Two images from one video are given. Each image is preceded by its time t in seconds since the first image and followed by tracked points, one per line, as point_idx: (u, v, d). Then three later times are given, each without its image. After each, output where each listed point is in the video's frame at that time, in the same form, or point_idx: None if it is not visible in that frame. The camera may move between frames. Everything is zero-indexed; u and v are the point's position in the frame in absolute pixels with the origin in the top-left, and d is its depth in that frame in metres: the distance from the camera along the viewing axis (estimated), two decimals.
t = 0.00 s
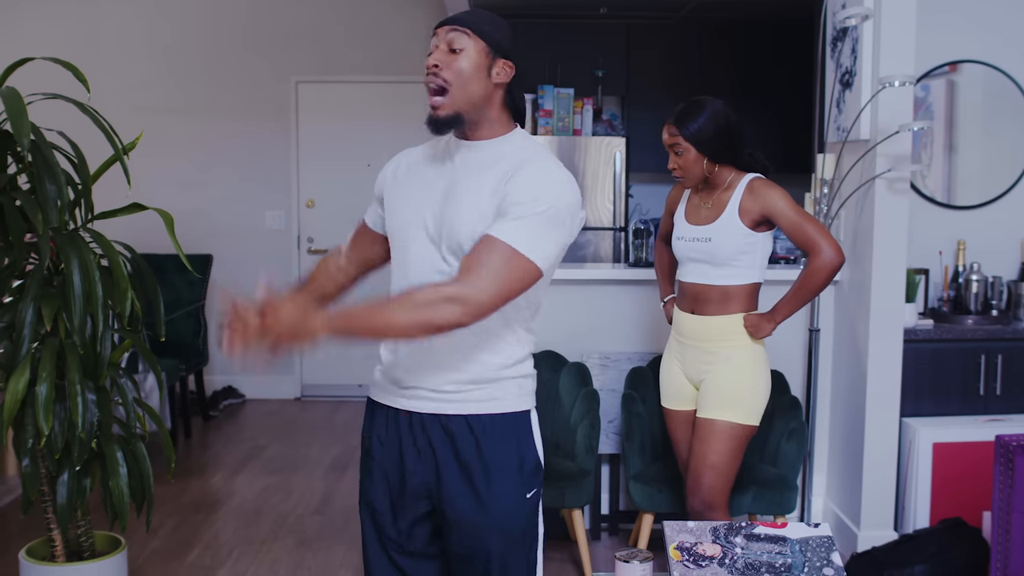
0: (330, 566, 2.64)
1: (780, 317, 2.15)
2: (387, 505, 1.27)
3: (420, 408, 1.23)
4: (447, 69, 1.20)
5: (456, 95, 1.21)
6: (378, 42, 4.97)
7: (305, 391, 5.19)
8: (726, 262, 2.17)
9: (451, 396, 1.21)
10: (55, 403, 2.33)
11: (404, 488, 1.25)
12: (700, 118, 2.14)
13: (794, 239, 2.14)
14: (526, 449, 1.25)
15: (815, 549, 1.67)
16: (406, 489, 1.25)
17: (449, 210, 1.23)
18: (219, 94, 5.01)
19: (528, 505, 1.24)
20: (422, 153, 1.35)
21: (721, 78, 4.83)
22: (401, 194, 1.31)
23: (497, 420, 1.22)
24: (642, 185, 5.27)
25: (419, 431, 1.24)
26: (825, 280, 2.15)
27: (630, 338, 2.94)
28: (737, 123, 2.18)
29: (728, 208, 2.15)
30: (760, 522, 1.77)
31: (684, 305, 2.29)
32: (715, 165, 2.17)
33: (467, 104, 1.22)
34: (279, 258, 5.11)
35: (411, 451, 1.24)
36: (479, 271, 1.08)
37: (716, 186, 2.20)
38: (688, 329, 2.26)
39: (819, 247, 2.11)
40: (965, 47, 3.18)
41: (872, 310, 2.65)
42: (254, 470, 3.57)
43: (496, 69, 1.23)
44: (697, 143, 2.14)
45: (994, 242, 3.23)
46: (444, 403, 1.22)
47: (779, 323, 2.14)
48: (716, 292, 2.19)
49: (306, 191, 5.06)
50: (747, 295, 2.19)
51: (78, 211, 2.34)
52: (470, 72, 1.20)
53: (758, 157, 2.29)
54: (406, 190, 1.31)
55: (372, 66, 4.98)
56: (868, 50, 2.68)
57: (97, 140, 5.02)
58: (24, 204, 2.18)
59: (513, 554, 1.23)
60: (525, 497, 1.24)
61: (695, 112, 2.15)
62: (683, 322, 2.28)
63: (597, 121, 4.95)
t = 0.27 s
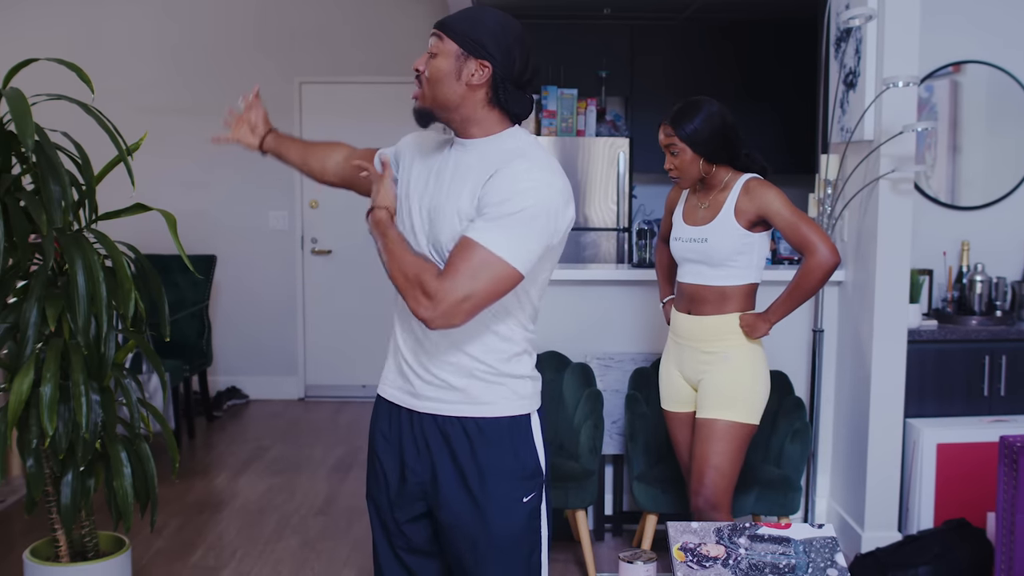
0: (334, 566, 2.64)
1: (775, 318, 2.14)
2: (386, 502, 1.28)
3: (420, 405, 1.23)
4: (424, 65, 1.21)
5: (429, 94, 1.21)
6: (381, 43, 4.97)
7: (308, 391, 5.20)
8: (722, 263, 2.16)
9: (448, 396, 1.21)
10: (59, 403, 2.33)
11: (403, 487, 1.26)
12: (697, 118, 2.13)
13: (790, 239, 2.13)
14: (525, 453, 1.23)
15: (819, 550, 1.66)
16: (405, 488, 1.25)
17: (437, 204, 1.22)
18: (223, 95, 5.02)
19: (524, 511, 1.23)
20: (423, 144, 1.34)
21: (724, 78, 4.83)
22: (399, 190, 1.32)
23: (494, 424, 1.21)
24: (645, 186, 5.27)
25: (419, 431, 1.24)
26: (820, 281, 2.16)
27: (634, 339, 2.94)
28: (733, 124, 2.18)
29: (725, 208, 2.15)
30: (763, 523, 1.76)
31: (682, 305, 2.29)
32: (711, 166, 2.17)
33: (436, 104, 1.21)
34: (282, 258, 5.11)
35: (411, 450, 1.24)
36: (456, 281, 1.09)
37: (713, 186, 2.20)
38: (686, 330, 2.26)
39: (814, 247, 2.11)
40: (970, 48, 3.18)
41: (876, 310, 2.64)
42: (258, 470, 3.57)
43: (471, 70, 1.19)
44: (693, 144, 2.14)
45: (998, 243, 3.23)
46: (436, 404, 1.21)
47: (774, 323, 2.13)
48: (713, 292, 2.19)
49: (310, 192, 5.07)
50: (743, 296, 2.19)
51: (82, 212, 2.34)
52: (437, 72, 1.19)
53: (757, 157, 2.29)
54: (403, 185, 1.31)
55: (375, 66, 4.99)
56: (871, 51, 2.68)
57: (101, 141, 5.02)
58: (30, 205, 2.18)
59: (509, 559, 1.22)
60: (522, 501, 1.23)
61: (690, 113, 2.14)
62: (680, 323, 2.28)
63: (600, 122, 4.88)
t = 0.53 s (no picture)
0: (337, 566, 2.64)
1: (776, 319, 2.13)
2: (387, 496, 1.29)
3: (416, 404, 1.23)
4: (431, 71, 1.21)
5: (436, 98, 1.22)
6: (384, 43, 4.97)
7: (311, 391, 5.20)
8: (722, 264, 2.16)
9: (443, 397, 1.21)
10: (63, 404, 2.33)
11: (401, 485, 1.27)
12: (697, 117, 2.13)
13: (792, 241, 2.13)
14: (519, 454, 1.22)
15: (822, 551, 1.66)
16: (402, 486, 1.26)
17: (441, 215, 1.22)
18: (225, 96, 5.02)
19: (518, 511, 1.22)
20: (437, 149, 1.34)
21: (726, 78, 4.83)
22: (411, 196, 1.32)
23: (490, 425, 1.20)
24: (648, 186, 5.27)
25: (416, 429, 1.24)
26: (823, 281, 2.14)
27: (636, 340, 2.94)
28: (735, 124, 2.18)
29: (725, 209, 2.14)
30: (766, 524, 1.77)
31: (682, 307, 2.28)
32: (711, 165, 2.17)
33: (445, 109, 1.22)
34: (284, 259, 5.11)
35: (408, 447, 1.25)
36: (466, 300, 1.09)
37: (713, 186, 2.20)
38: (686, 333, 2.25)
39: (815, 248, 2.10)
40: (973, 48, 3.17)
41: (878, 311, 2.64)
42: (261, 471, 3.58)
43: (476, 73, 1.19)
44: (693, 143, 2.14)
45: (1001, 243, 3.22)
46: (433, 405, 1.22)
47: (775, 325, 2.12)
48: (714, 294, 2.18)
49: (313, 193, 5.07)
50: (743, 297, 2.18)
51: (86, 213, 2.34)
52: (443, 76, 1.20)
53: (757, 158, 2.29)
54: (415, 193, 1.31)
55: (377, 67, 4.99)
56: (875, 52, 2.68)
57: (104, 141, 5.03)
58: (32, 205, 2.18)
59: (501, 560, 1.21)
60: (515, 502, 1.22)
61: (689, 113, 2.14)
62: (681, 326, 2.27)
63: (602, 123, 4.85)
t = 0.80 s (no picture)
0: (336, 567, 2.64)
1: (778, 322, 2.14)
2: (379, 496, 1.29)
3: (411, 405, 1.23)
4: (419, 71, 1.19)
5: (425, 98, 1.20)
6: (384, 44, 4.97)
7: (311, 392, 5.20)
8: (725, 266, 2.15)
9: (439, 399, 1.20)
10: (63, 405, 2.33)
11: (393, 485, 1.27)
12: (700, 117, 2.12)
13: (796, 243, 2.13)
14: (511, 453, 1.22)
15: (822, 552, 1.66)
16: (395, 486, 1.26)
17: (436, 222, 1.19)
18: (225, 96, 5.02)
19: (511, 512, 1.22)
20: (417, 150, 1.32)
21: (726, 79, 4.83)
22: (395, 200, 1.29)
23: (482, 425, 1.20)
24: (648, 187, 5.27)
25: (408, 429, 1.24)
26: (827, 284, 2.14)
27: (636, 341, 2.94)
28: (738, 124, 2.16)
29: (728, 209, 2.14)
30: (765, 525, 1.77)
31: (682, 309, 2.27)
32: (714, 166, 2.17)
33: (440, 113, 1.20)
34: (284, 259, 5.11)
35: (401, 447, 1.25)
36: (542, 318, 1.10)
37: (716, 187, 2.19)
38: (686, 335, 2.24)
39: (820, 250, 2.10)
40: (973, 49, 3.17)
41: (878, 312, 2.64)
42: (260, 472, 3.58)
43: (468, 74, 1.20)
44: (695, 142, 2.13)
45: (1001, 244, 3.22)
46: (428, 406, 1.21)
47: (777, 328, 2.13)
48: (715, 296, 2.18)
49: (313, 194, 5.07)
50: (746, 299, 2.17)
51: (85, 214, 2.33)
52: (439, 79, 1.18)
53: (759, 159, 2.29)
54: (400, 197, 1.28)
55: (377, 67, 4.99)
56: (874, 52, 2.68)
57: (103, 142, 5.03)
58: (32, 207, 2.18)
59: (496, 559, 1.22)
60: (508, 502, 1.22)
61: (694, 113, 2.14)
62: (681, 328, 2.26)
63: (602, 124, 4.86)
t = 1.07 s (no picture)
0: (336, 568, 2.64)
1: (787, 323, 2.10)
2: (382, 500, 1.29)
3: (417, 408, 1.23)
4: (469, 84, 1.19)
5: (474, 110, 1.21)
6: (383, 45, 4.97)
7: (310, 393, 5.20)
8: (732, 267, 2.12)
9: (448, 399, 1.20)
10: (62, 406, 2.33)
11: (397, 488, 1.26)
12: (710, 114, 2.09)
13: (805, 244, 2.11)
14: (519, 453, 1.21)
15: (821, 553, 1.66)
16: (399, 488, 1.26)
17: (440, 224, 1.19)
18: (224, 97, 5.02)
19: (519, 511, 1.22)
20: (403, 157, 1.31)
21: (725, 80, 4.84)
22: (387, 208, 1.29)
23: (489, 424, 1.20)
24: (648, 188, 5.28)
25: (412, 431, 1.24)
26: (836, 285, 2.12)
27: (635, 341, 2.94)
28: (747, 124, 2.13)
29: (736, 210, 2.12)
30: (765, 526, 1.76)
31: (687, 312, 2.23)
32: (723, 166, 2.13)
33: (455, 135, 1.20)
34: (284, 260, 5.11)
35: (404, 448, 1.25)
36: (580, 289, 1.14)
37: (724, 187, 2.17)
38: (693, 338, 2.19)
39: (830, 251, 2.08)
40: (972, 50, 3.17)
41: (878, 312, 2.64)
42: (260, 473, 3.58)
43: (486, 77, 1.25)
44: (704, 140, 2.09)
45: (1000, 245, 3.23)
46: (435, 407, 1.21)
47: (785, 329, 2.08)
48: (722, 297, 2.14)
49: (312, 195, 5.07)
50: (753, 301, 2.13)
51: (85, 215, 2.33)
52: (481, 87, 1.21)
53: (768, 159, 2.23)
54: (392, 204, 1.28)
55: (376, 68, 4.99)
56: (874, 53, 2.68)
57: (103, 143, 5.03)
58: (32, 208, 2.18)
59: (506, 559, 1.21)
60: (517, 501, 1.22)
61: (705, 112, 2.09)
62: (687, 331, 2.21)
63: (602, 125, 4.89)
